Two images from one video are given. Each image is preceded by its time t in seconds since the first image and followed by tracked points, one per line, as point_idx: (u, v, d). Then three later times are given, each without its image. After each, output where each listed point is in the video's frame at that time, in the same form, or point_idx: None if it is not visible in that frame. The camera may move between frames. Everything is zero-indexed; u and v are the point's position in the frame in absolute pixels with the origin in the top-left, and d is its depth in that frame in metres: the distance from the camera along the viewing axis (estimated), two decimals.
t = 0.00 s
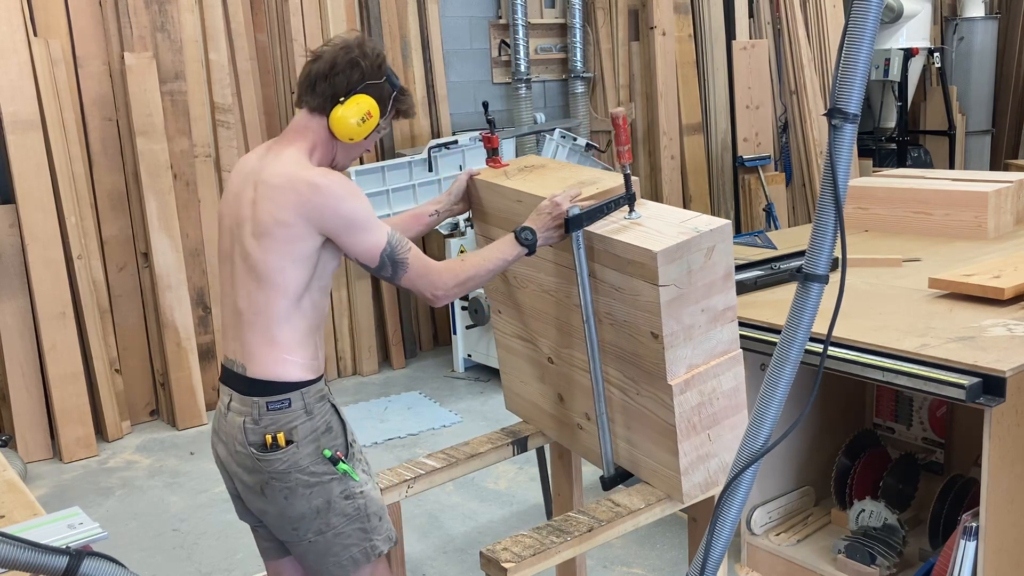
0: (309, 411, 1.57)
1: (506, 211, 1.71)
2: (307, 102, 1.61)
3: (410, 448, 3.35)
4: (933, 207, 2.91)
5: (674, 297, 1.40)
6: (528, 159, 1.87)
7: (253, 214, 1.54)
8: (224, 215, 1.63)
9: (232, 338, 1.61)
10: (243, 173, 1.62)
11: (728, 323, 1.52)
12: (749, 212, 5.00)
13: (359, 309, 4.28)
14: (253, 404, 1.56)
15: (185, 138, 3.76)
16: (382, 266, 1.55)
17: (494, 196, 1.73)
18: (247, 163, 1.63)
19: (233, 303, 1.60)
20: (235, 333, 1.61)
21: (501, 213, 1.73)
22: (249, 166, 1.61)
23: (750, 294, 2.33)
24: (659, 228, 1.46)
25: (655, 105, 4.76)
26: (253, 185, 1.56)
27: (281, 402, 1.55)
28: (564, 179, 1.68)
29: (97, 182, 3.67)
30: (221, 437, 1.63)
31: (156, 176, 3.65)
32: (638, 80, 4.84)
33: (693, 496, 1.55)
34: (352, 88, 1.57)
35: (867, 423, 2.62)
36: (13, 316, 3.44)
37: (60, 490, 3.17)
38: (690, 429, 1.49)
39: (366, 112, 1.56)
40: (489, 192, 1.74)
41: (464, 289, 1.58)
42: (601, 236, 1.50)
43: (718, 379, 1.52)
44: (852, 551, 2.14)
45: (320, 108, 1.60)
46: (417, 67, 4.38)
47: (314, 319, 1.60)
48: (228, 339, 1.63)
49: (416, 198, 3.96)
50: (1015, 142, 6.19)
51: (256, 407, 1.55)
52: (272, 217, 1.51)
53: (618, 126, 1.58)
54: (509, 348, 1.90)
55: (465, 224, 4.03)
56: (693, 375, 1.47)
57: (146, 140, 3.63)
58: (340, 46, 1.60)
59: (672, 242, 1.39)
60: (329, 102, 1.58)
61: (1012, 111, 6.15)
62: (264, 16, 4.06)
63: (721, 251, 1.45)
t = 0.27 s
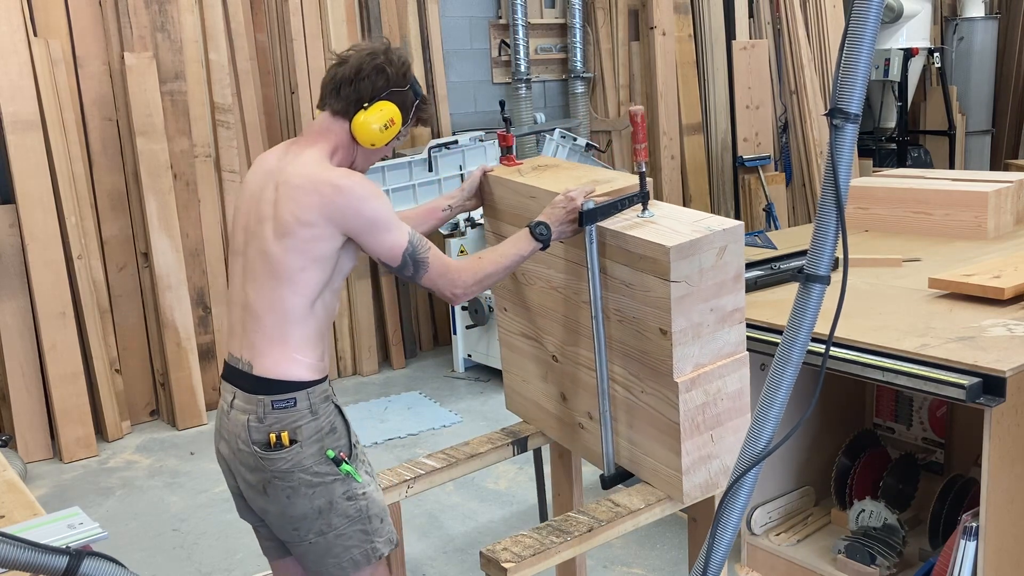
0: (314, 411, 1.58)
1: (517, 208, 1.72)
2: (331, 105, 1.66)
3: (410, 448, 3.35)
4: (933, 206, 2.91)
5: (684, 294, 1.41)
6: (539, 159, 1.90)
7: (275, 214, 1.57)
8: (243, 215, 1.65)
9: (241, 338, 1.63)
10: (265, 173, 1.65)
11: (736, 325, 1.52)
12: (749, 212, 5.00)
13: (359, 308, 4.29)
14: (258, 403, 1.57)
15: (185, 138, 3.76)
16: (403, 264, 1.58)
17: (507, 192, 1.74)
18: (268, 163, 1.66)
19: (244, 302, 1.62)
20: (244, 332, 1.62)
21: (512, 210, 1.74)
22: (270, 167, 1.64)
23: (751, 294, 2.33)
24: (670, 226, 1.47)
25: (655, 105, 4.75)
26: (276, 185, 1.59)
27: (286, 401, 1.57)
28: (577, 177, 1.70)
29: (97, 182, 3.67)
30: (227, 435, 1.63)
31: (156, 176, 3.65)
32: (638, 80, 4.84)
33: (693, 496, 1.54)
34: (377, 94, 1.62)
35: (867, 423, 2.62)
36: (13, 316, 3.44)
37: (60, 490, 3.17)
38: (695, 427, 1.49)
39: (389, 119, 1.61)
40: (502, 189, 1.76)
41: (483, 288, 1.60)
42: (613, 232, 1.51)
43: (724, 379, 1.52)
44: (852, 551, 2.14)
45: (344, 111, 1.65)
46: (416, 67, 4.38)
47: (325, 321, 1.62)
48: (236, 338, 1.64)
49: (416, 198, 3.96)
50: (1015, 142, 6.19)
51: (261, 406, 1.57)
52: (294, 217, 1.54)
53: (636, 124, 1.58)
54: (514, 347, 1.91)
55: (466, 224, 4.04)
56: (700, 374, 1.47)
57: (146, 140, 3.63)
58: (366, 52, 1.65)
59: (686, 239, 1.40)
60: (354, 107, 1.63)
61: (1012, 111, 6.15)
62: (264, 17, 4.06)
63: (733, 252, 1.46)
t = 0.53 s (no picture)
0: (321, 411, 1.60)
1: (524, 207, 1.73)
2: (337, 107, 1.67)
3: (410, 448, 3.35)
4: (934, 206, 2.91)
5: (691, 292, 1.41)
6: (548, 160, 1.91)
7: (282, 214, 1.57)
8: (249, 216, 1.66)
9: (247, 338, 1.63)
10: (272, 174, 1.65)
11: (741, 326, 1.52)
12: (749, 212, 5.00)
13: (359, 308, 4.29)
14: (265, 404, 1.57)
15: (185, 138, 3.76)
16: (413, 262, 1.58)
17: (515, 191, 1.75)
18: (275, 164, 1.67)
19: (250, 302, 1.63)
20: (250, 332, 1.62)
21: (519, 209, 1.75)
22: (278, 168, 1.65)
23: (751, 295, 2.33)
24: (678, 225, 1.47)
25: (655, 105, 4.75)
26: (284, 186, 1.59)
27: (294, 402, 1.57)
28: (586, 176, 1.70)
29: (97, 182, 3.67)
30: (231, 436, 1.64)
31: (156, 176, 3.65)
32: (638, 80, 4.83)
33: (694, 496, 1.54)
34: (383, 96, 1.63)
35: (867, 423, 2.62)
36: (13, 316, 3.44)
37: (60, 490, 3.17)
38: (698, 427, 1.49)
39: (394, 121, 1.62)
40: (511, 187, 1.77)
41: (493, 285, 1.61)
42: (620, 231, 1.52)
43: (728, 381, 1.52)
44: (852, 551, 2.14)
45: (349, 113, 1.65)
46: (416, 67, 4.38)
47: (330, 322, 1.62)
48: (241, 339, 1.64)
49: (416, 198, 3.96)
50: (1015, 142, 6.19)
51: (269, 407, 1.57)
52: (302, 217, 1.54)
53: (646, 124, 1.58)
54: (516, 346, 1.92)
55: (466, 224, 4.04)
56: (704, 374, 1.47)
57: (146, 140, 3.63)
58: (373, 54, 1.66)
59: (694, 237, 1.40)
60: (358, 109, 1.64)
61: (1012, 111, 6.15)
62: (264, 17, 4.07)
63: (740, 252, 1.46)
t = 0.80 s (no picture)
0: (308, 411, 1.65)
1: (531, 205, 1.73)
2: (332, 118, 1.72)
3: (410, 448, 3.35)
4: (933, 206, 2.91)
5: (696, 291, 1.41)
6: (555, 161, 1.91)
7: (276, 222, 1.63)
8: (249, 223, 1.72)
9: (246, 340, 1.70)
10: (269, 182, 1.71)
11: (746, 327, 1.52)
12: (749, 212, 4.99)
13: (359, 308, 4.29)
14: (255, 407, 1.65)
15: (185, 138, 3.76)
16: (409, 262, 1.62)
17: (522, 189, 1.75)
18: (274, 172, 1.73)
19: (248, 305, 1.69)
20: (249, 336, 1.69)
21: (526, 207, 1.75)
22: (275, 176, 1.70)
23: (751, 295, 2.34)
24: (685, 225, 1.47)
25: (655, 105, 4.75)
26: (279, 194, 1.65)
27: (280, 404, 1.63)
28: (594, 176, 1.71)
29: (97, 182, 3.67)
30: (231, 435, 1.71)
31: (157, 176, 3.65)
32: (638, 80, 4.83)
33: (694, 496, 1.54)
34: (372, 106, 1.66)
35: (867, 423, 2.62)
36: (13, 316, 3.44)
37: (60, 490, 3.17)
38: (700, 426, 1.49)
39: (382, 130, 1.64)
40: (518, 185, 1.77)
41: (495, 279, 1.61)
42: (627, 230, 1.52)
43: (731, 382, 1.52)
44: (852, 551, 2.14)
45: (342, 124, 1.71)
46: (417, 67, 4.38)
47: (323, 323, 1.68)
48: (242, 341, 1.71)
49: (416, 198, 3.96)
50: (1015, 142, 6.19)
51: (259, 409, 1.64)
52: (294, 226, 1.59)
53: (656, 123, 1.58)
54: (518, 346, 1.92)
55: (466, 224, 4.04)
56: (708, 374, 1.47)
57: (146, 140, 3.63)
58: (368, 68, 1.71)
59: (702, 236, 1.40)
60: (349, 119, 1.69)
61: (1012, 112, 6.15)
62: (264, 16, 4.07)
63: (747, 253, 1.46)
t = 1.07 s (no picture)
0: (300, 404, 1.69)
1: (536, 204, 1.73)
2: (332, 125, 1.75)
3: (410, 448, 3.35)
4: (933, 206, 2.91)
5: (701, 290, 1.41)
6: (561, 161, 1.91)
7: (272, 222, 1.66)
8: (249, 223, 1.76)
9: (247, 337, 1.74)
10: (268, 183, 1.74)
11: (750, 327, 1.52)
12: (749, 212, 4.99)
13: (359, 308, 4.29)
14: (252, 399, 1.70)
15: (185, 138, 3.76)
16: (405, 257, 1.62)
17: (528, 187, 1.75)
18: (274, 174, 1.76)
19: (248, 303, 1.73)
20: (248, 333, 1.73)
21: (531, 205, 1.75)
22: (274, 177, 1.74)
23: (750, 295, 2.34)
24: (691, 224, 1.47)
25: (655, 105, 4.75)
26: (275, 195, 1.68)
27: (272, 398, 1.68)
28: (601, 176, 1.71)
29: (97, 182, 3.67)
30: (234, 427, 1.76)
31: (157, 176, 3.65)
32: (638, 80, 4.83)
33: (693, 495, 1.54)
34: (369, 112, 1.68)
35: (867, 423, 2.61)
36: (13, 316, 3.44)
37: (60, 490, 3.17)
38: (702, 426, 1.49)
39: (377, 134, 1.65)
40: (524, 183, 1.77)
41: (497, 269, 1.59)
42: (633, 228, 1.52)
43: (733, 381, 1.51)
44: (852, 551, 2.14)
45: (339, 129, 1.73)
46: (417, 67, 4.38)
47: (320, 322, 1.71)
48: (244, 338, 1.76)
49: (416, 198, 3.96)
50: (1015, 142, 6.19)
51: (255, 401, 1.70)
52: (288, 225, 1.63)
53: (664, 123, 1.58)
54: (518, 344, 1.92)
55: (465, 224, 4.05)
56: (711, 373, 1.47)
57: (146, 140, 3.63)
58: (370, 77, 1.73)
59: (708, 235, 1.40)
60: (347, 125, 1.71)
61: (1012, 112, 6.15)
62: (264, 16, 4.07)
63: (752, 254, 1.46)
